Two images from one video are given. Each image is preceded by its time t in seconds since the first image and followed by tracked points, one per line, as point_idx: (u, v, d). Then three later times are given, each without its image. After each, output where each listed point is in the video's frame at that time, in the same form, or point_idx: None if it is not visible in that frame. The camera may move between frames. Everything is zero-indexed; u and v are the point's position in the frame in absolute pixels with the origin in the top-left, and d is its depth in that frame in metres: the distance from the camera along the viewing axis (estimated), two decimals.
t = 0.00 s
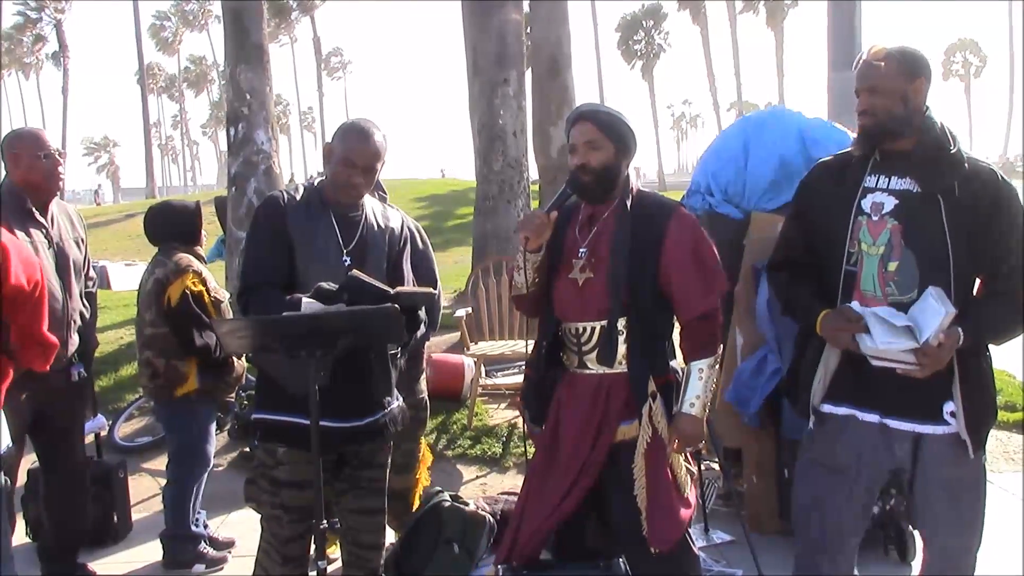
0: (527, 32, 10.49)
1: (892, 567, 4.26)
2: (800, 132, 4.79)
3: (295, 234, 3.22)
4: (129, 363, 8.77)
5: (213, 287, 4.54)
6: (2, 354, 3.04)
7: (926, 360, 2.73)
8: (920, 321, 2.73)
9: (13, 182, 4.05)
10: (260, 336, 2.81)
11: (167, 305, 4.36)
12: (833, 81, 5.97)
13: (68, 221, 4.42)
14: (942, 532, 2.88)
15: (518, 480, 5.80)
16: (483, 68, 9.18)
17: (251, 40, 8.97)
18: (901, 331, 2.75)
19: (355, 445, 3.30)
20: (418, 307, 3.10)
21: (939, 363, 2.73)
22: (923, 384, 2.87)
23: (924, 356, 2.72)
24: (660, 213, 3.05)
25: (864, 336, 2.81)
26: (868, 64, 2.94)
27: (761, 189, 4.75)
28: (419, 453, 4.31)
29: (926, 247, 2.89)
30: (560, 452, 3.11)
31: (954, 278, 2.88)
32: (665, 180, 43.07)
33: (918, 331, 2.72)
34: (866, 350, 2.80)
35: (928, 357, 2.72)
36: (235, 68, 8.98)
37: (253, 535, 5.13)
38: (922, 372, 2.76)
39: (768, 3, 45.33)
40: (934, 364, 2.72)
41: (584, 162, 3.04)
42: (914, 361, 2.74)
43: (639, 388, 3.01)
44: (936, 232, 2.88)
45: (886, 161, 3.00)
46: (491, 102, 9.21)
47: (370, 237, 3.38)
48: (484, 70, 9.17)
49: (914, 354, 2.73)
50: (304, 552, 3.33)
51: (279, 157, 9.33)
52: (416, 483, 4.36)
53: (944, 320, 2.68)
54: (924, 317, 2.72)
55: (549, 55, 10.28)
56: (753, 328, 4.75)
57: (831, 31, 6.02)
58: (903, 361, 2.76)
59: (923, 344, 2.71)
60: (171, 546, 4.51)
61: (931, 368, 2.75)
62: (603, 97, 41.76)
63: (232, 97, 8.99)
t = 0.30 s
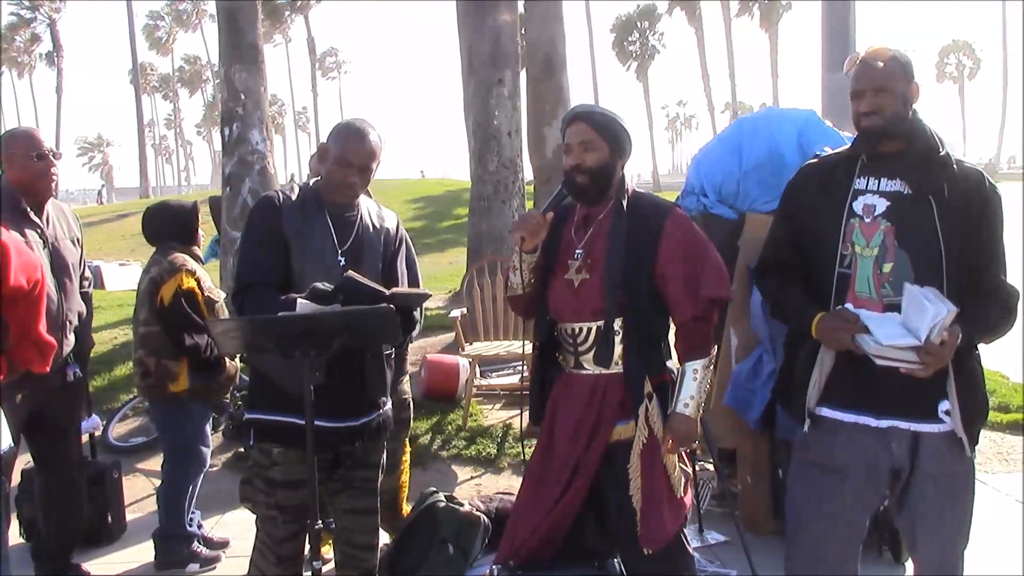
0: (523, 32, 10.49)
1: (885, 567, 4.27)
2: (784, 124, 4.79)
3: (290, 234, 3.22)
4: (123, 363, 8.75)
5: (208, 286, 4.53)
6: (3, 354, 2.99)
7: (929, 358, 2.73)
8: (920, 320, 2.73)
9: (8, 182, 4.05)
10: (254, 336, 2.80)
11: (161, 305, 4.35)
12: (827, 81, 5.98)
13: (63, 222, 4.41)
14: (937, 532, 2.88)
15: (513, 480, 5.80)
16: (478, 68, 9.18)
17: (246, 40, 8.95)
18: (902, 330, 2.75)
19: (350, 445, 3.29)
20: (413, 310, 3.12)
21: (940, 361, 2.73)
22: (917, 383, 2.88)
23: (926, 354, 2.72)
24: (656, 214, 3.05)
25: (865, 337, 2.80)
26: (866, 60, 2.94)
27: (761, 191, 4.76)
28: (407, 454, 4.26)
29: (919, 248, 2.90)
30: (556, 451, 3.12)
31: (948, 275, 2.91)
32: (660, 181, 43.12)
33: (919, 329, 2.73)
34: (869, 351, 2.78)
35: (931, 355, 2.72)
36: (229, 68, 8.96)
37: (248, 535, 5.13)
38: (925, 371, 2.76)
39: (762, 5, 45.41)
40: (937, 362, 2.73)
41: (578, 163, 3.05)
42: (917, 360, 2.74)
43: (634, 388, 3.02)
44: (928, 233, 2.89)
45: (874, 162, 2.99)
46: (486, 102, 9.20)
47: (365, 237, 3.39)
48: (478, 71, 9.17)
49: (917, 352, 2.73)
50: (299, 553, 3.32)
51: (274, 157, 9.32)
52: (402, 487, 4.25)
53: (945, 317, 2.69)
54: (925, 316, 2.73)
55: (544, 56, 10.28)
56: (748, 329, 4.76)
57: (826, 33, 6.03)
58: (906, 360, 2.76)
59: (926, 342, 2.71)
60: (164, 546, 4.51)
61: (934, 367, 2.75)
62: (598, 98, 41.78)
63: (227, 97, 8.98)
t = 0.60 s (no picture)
0: (521, 33, 10.49)
1: (884, 569, 4.28)
2: (789, 120, 4.79)
3: (290, 236, 3.23)
4: (122, 364, 8.75)
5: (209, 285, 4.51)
6: None
7: (938, 359, 2.77)
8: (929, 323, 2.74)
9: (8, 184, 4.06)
10: (254, 338, 2.80)
11: (161, 304, 4.35)
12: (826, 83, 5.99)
13: (64, 223, 4.41)
14: (935, 534, 2.88)
15: (511, 481, 5.80)
16: (477, 69, 9.19)
17: (245, 40, 8.94)
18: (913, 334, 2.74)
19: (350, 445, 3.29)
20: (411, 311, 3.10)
21: (949, 360, 2.78)
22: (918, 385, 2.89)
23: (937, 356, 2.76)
24: (656, 214, 3.06)
25: (878, 344, 2.79)
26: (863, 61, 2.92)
27: (762, 191, 4.79)
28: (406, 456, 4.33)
29: (915, 248, 2.91)
30: (556, 451, 3.12)
31: (943, 277, 2.92)
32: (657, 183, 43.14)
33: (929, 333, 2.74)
34: (883, 358, 2.78)
35: (942, 358, 2.77)
36: (228, 68, 8.96)
37: (246, 536, 5.12)
38: (936, 372, 2.80)
39: (761, 7, 45.46)
40: (948, 364, 2.78)
41: (576, 165, 3.05)
42: (929, 363, 2.78)
43: (635, 389, 3.02)
44: (924, 235, 2.90)
45: (866, 164, 2.98)
46: (485, 103, 9.21)
47: (364, 239, 3.38)
48: (477, 71, 9.17)
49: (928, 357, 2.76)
50: (297, 553, 3.32)
51: (272, 157, 9.32)
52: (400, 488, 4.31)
53: (955, 320, 2.72)
54: (933, 319, 2.74)
55: (543, 57, 10.28)
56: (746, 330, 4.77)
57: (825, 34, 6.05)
58: (916, 364, 2.79)
59: (939, 347, 2.74)
60: (162, 545, 4.51)
61: (943, 368, 2.80)
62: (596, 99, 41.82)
63: (226, 97, 8.97)
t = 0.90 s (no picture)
0: (523, 35, 10.49)
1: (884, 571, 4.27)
2: (782, 126, 4.79)
3: (293, 236, 3.22)
4: (124, 365, 8.76)
5: (207, 288, 4.44)
6: None
7: (947, 358, 2.72)
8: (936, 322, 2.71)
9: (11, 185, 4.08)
10: (253, 338, 2.79)
11: (158, 308, 4.36)
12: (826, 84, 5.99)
13: (67, 224, 4.41)
14: (936, 536, 2.88)
15: (512, 483, 5.80)
16: (478, 71, 9.19)
17: (246, 42, 8.94)
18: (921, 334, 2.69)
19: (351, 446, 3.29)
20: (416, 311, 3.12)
21: (956, 359, 2.74)
22: (919, 386, 2.90)
23: (946, 355, 2.71)
24: (654, 215, 3.06)
25: (886, 347, 2.73)
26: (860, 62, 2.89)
27: (762, 194, 4.77)
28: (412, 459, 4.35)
29: (912, 249, 2.93)
30: (557, 450, 3.13)
31: (941, 274, 2.95)
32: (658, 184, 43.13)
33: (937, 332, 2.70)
34: (894, 361, 2.71)
35: (950, 356, 2.72)
36: (230, 69, 8.96)
37: (247, 538, 5.12)
38: (944, 373, 2.75)
39: (762, 9, 45.46)
40: (955, 362, 2.73)
41: (572, 168, 3.07)
42: (938, 362, 2.72)
43: (633, 391, 3.01)
44: (921, 236, 2.93)
45: (859, 166, 2.97)
46: (485, 105, 9.21)
47: (366, 240, 3.38)
48: (478, 73, 9.18)
49: (937, 356, 2.71)
50: (299, 555, 3.32)
51: (273, 158, 9.32)
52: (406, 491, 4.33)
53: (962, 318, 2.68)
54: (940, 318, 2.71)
55: (544, 59, 10.28)
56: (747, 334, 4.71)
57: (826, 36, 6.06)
58: (926, 364, 2.72)
59: (947, 345, 2.69)
60: (163, 547, 4.52)
61: (950, 368, 2.75)
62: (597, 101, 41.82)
63: (227, 98, 8.98)
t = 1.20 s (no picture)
0: (523, 35, 10.48)
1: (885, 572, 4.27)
2: (784, 130, 4.78)
3: (296, 234, 3.22)
4: (125, 365, 8.76)
5: (208, 289, 4.45)
6: None
7: (949, 359, 2.72)
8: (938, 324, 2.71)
9: (14, 185, 4.09)
10: (251, 338, 2.80)
11: (157, 312, 4.36)
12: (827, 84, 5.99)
13: (70, 224, 4.41)
14: (937, 536, 2.88)
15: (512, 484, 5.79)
16: (479, 71, 9.20)
17: (247, 43, 8.94)
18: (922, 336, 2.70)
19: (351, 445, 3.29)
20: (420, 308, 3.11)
21: (959, 359, 2.73)
22: (918, 387, 2.89)
23: (948, 356, 2.71)
24: (650, 215, 3.06)
25: (888, 349, 2.74)
26: (870, 84, 2.84)
27: (763, 194, 4.77)
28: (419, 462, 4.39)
29: (909, 251, 2.93)
30: (554, 451, 3.14)
31: (937, 276, 2.96)
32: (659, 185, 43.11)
33: (938, 333, 2.70)
34: (897, 363, 2.71)
35: (952, 357, 2.72)
36: (231, 70, 8.96)
37: (248, 538, 5.12)
38: (947, 373, 2.75)
39: (763, 9, 45.44)
40: (957, 362, 2.73)
41: (562, 175, 3.12)
42: (941, 363, 2.72)
43: (630, 392, 3.00)
44: (917, 239, 2.93)
45: (855, 169, 2.97)
46: (486, 105, 9.21)
47: (370, 239, 3.38)
48: (479, 73, 9.18)
49: (939, 357, 2.71)
50: (299, 554, 3.32)
51: (274, 159, 9.32)
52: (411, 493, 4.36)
53: (964, 318, 2.68)
54: (941, 320, 2.71)
55: (545, 59, 10.28)
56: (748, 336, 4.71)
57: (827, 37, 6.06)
58: (927, 364, 2.71)
59: (948, 345, 2.69)
60: (164, 547, 4.52)
61: (953, 368, 2.75)
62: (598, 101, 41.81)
63: (228, 99, 8.98)
